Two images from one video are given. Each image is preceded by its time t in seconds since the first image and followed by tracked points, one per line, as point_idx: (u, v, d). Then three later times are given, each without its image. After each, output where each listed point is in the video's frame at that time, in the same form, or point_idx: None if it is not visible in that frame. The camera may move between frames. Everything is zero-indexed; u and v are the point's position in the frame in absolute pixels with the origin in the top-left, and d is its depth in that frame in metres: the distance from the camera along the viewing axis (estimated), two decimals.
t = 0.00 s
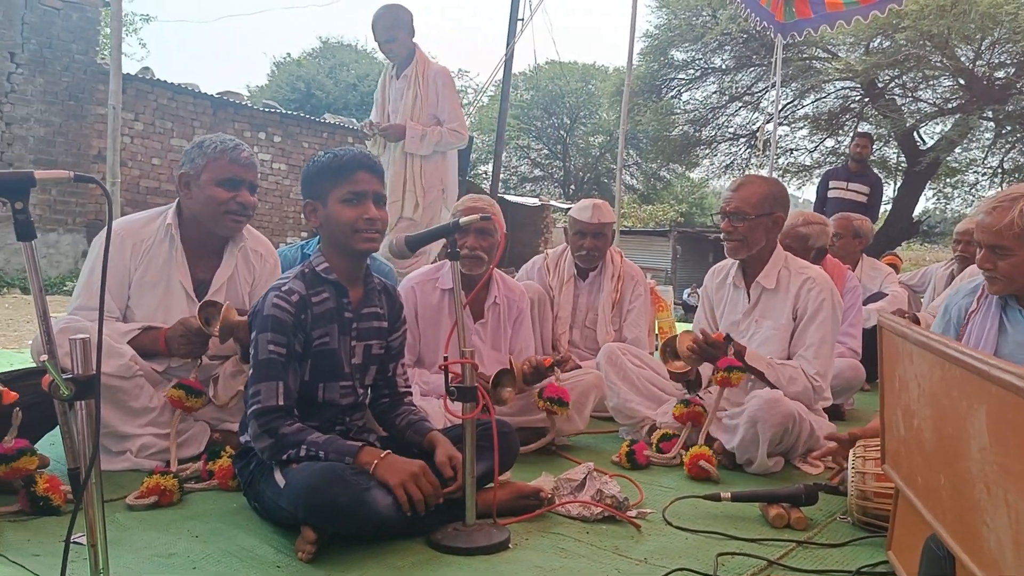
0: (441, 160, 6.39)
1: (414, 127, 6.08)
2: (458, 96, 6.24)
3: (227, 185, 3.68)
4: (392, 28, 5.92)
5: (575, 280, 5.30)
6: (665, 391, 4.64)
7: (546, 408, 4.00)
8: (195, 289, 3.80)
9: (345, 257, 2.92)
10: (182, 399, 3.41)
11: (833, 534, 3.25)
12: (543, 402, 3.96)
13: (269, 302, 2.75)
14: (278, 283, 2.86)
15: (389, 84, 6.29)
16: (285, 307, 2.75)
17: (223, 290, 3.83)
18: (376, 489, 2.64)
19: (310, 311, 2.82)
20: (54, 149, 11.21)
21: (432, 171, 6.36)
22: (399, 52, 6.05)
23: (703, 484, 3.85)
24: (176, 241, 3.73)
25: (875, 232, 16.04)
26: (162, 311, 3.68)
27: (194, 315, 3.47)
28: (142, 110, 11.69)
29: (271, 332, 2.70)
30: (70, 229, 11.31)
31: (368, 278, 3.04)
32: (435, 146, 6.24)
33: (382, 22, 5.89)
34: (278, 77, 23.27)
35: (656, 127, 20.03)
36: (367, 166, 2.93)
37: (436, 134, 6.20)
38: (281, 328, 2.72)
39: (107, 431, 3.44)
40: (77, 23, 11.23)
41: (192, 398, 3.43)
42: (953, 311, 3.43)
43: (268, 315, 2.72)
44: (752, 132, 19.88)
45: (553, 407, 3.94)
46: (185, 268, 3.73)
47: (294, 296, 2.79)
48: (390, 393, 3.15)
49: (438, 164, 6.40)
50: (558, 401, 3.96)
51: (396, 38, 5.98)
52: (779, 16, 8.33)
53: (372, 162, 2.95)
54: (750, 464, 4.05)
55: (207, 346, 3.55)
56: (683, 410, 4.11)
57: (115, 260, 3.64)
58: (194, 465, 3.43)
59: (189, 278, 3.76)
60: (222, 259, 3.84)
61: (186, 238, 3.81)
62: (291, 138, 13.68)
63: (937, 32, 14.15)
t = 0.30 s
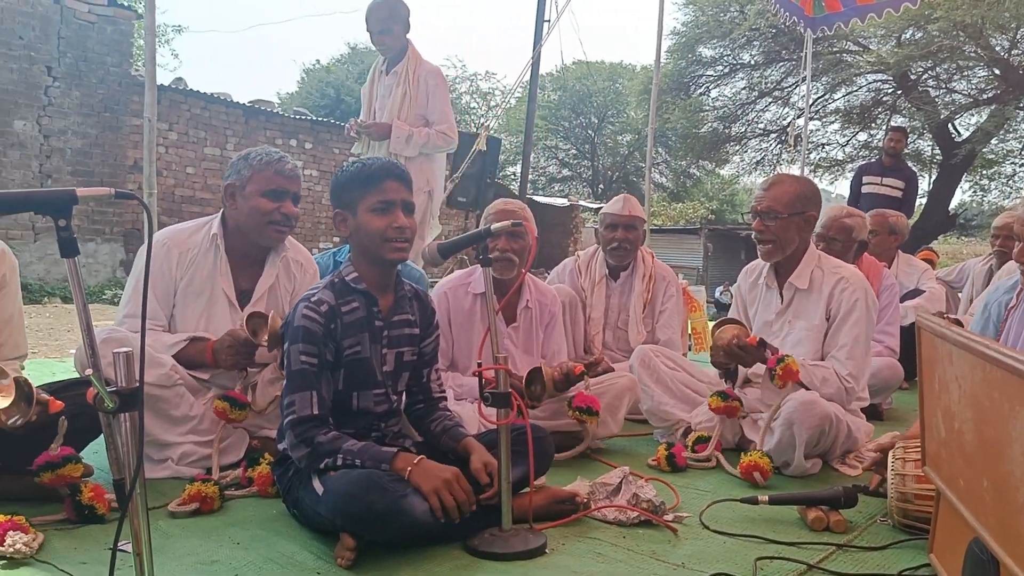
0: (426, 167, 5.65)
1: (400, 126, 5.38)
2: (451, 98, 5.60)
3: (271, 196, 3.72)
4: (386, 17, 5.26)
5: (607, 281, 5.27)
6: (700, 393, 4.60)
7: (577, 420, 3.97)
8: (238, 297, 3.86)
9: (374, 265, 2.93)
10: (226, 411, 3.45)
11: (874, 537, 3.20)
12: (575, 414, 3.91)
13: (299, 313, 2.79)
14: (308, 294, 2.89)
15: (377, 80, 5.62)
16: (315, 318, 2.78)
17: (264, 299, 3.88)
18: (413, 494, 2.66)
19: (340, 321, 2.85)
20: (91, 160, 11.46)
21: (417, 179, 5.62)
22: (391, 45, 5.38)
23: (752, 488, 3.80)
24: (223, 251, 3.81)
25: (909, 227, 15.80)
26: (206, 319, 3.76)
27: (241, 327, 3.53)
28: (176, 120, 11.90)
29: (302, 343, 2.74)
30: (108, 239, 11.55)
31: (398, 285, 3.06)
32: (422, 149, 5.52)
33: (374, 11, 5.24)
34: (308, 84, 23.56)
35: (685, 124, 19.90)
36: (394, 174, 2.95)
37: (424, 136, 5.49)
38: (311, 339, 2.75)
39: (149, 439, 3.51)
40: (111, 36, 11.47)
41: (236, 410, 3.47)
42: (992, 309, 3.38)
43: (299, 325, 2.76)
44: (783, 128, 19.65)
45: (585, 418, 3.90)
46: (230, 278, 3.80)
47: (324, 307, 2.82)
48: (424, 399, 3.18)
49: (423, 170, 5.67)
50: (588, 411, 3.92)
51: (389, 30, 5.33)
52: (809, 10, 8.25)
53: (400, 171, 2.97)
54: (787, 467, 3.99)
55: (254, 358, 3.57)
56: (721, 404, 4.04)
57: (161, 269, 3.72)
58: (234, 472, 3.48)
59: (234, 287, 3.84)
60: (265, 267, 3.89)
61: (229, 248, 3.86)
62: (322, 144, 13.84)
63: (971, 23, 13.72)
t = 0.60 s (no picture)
0: (416, 162, 5.48)
1: (386, 118, 5.22)
2: (442, 92, 5.43)
3: (297, 204, 3.78)
4: (375, 6, 5.13)
5: (641, 283, 5.25)
6: (737, 395, 4.56)
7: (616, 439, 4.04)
8: (275, 304, 3.93)
9: (401, 273, 2.97)
10: (263, 409, 3.48)
11: (917, 541, 3.14)
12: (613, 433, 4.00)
13: (329, 324, 2.83)
14: (337, 305, 2.94)
15: (367, 74, 5.49)
16: (345, 328, 2.82)
17: (300, 306, 3.93)
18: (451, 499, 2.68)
19: (370, 330, 2.89)
20: (132, 170, 11.73)
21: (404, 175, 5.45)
22: (380, 36, 5.25)
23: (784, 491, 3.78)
24: (258, 259, 3.88)
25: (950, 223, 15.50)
26: (243, 327, 3.83)
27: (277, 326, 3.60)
28: (213, 129, 12.10)
29: (334, 354, 2.78)
30: (149, 247, 11.80)
31: (427, 291, 3.08)
32: (410, 143, 5.35)
33: None
34: (340, 90, 23.85)
35: (718, 122, 19.72)
36: (425, 187, 2.99)
37: (412, 130, 5.32)
38: (342, 349, 2.79)
39: (193, 445, 3.58)
40: (149, 48, 11.72)
41: (274, 408, 3.50)
42: None
43: (329, 336, 2.80)
44: (818, 124, 19.40)
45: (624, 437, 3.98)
46: (266, 285, 3.87)
47: (353, 317, 2.86)
48: (460, 402, 3.19)
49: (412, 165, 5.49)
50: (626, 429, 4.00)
51: (379, 20, 5.20)
52: (843, 5, 8.13)
53: (433, 186, 3.02)
54: (827, 470, 3.95)
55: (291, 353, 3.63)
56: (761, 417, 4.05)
57: (198, 279, 3.80)
58: (276, 477, 3.53)
59: (271, 294, 3.91)
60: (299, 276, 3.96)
61: (263, 257, 3.94)
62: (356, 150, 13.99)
63: (1010, 12, 13.49)
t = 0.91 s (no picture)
0: (398, 156, 5.42)
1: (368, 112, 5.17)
2: (422, 84, 5.38)
3: (317, 208, 3.82)
4: None
5: (677, 281, 5.21)
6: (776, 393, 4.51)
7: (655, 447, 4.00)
8: (311, 306, 3.99)
9: (428, 279, 2.96)
10: (302, 410, 3.54)
11: (961, 541, 3.07)
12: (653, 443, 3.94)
13: (358, 328, 2.87)
14: (365, 308, 2.97)
15: (344, 68, 5.43)
16: (374, 331, 2.86)
17: (335, 308, 3.99)
18: (488, 496, 2.70)
19: (398, 331, 2.92)
20: (172, 173, 11.96)
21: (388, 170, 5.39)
22: (357, 28, 5.19)
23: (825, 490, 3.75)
24: (292, 262, 3.93)
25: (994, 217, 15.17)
26: (281, 329, 3.90)
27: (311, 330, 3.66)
28: (250, 131, 12.27)
29: (364, 357, 2.82)
30: (189, 248, 12.03)
31: (455, 292, 3.09)
32: (394, 138, 5.30)
33: None
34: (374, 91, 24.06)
35: (754, 117, 19.47)
36: (465, 207, 2.90)
37: (396, 123, 5.26)
38: (372, 352, 2.83)
39: (235, 444, 3.65)
40: (188, 53, 11.93)
41: (312, 409, 3.55)
42: None
43: (359, 340, 2.85)
44: (857, 117, 18.97)
45: (663, 445, 3.94)
46: (301, 288, 3.93)
47: (381, 320, 2.89)
48: (493, 401, 3.19)
49: (395, 159, 5.42)
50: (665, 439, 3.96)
51: (356, 11, 5.14)
52: None
53: (473, 205, 2.92)
54: (868, 469, 3.88)
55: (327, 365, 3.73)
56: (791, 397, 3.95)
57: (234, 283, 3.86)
58: (315, 475, 3.58)
59: (307, 296, 3.96)
60: (333, 280, 4.01)
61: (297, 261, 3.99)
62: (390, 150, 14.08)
63: None
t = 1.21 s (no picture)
0: (379, 142, 5.41)
1: (352, 99, 5.15)
2: (400, 68, 5.39)
3: (337, 204, 3.84)
4: None
5: (703, 271, 5.17)
6: (803, 384, 4.47)
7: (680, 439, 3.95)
8: (337, 298, 4.03)
9: (449, 274, 2.97)
10: (328, 406, 3.60)
11: (992, 533, 3.03)
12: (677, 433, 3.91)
13: (380, 322, 2.89)
14: (385, 301, 2.98)
15: (316, 52, 5.34)
16: (395, 325, 2.88)
17: (361, 301, 4.03)
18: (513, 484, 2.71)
19: (418, 324, 2.93)
20: (201, 166, 12.10)
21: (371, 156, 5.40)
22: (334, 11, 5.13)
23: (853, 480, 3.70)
24: (317, 256, 3.96)
25: None
26: (307, 321, 3.94)
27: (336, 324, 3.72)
28: (278, 124, 12.38)
29: (386, 350, 2.84)
30: (219, 240, 12.19)
31: (473, 284, 3.10)
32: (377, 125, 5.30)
33: None
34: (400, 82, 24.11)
35: (782, 104, 19.16)
36: (494, 207, 2.85)
37: (379, 110, 5.26)
38: (394, 346, 2.85)
39: (264, 433, 3.70)
40: (216, 47, 12.06)
41: (337, 405, 3.62)
42: None
43: (380, 334, 2.86)
44: (888, 104, 18.82)
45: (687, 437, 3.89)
46: (327, 280, 3.96)
47: (402, 313, 2.90)
48: (514, 390, 3.20)
49: (375, 146, 5.41)
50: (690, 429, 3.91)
51: None
52: None
53: (502, 203, 2.87)
54: (897, 460, 3.84)
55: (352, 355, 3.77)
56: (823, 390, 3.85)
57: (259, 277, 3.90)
58: (343, 464, 3.62)
59: (331, 288, 4.00)
60: (358, 273, 4.05)
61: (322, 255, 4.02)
62: (416, 142, 14.12)
63: None
